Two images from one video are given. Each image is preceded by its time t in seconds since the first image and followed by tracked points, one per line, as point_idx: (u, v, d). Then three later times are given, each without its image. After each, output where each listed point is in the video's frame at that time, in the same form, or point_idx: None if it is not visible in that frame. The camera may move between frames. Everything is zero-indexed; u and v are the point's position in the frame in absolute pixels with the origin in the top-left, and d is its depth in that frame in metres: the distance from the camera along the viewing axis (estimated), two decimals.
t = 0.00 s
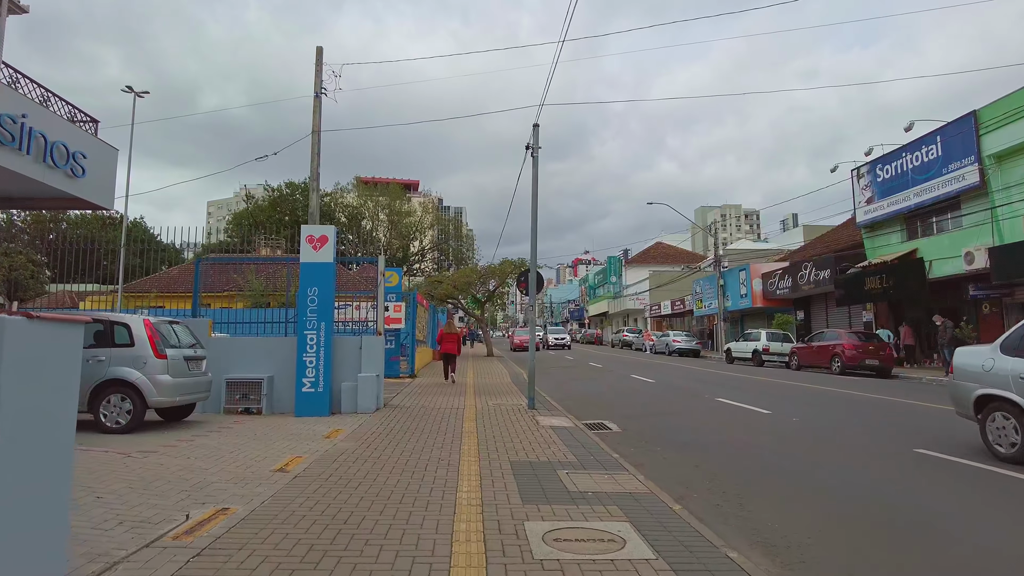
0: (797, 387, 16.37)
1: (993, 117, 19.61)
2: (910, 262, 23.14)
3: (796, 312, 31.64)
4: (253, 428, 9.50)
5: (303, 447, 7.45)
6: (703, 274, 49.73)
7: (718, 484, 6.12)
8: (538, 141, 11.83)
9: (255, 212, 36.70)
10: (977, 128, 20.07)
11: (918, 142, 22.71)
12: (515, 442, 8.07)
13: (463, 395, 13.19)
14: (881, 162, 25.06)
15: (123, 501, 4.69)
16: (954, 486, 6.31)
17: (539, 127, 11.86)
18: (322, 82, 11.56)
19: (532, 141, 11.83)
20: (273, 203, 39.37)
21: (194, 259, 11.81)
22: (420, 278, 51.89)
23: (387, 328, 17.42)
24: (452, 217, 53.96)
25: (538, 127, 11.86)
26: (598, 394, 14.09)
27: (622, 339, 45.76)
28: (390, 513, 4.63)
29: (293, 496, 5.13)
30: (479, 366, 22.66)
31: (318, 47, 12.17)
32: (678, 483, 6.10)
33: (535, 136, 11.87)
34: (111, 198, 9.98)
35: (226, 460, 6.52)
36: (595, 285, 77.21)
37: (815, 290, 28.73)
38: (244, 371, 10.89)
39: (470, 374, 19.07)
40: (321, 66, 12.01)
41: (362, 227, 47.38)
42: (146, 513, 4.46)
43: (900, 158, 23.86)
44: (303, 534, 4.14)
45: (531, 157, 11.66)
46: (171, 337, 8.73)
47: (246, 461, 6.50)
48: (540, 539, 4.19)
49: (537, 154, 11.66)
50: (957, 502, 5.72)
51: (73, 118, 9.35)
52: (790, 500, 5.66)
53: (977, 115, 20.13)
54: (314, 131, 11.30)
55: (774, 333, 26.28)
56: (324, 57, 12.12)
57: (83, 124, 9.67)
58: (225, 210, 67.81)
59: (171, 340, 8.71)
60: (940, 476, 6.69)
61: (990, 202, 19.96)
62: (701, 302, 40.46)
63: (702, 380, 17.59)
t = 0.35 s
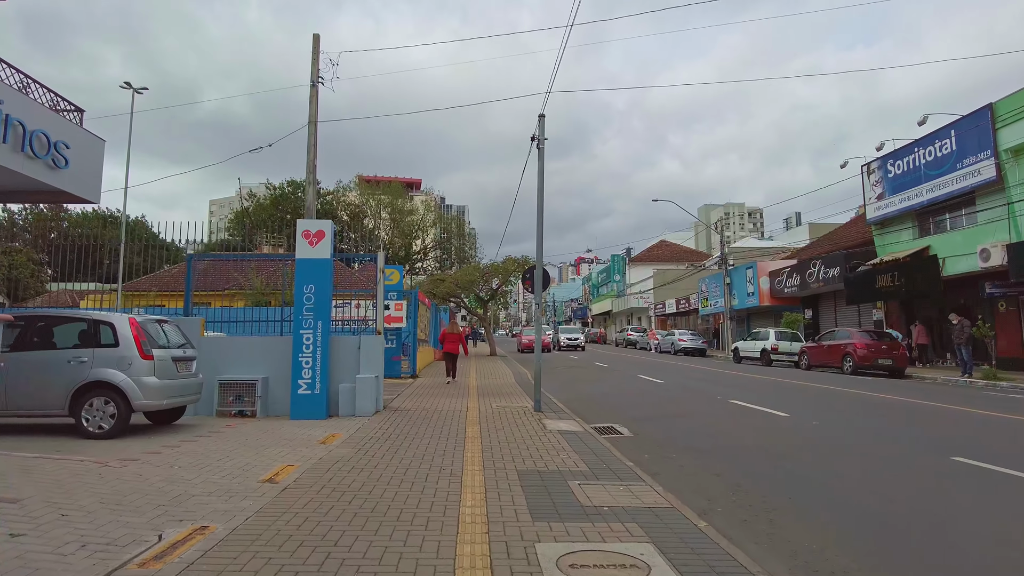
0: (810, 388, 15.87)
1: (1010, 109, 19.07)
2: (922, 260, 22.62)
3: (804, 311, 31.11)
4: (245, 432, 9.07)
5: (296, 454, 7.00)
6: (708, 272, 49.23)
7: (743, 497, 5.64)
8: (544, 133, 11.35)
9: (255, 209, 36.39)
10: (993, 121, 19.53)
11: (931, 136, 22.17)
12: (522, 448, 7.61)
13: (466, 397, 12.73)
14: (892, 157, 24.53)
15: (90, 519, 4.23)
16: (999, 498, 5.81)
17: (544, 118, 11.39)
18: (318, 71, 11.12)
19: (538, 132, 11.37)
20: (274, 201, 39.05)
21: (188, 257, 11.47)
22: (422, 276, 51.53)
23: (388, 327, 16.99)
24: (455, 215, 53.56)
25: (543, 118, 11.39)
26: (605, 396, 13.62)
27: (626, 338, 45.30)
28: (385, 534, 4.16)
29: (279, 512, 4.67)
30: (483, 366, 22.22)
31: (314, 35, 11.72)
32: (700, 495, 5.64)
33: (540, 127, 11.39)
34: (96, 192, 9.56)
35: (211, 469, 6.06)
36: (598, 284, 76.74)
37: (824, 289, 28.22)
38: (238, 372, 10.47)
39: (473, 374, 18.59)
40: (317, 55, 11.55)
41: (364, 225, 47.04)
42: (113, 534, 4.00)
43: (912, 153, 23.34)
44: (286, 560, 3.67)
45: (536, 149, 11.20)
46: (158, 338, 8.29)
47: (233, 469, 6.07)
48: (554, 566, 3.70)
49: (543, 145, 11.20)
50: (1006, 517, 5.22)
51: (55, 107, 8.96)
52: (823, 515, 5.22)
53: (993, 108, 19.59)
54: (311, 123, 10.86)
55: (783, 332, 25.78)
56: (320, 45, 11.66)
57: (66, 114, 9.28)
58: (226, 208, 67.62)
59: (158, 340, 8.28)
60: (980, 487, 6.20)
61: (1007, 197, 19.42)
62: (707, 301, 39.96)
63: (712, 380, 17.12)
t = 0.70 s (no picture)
0: (826, 393, 15.35)
1: None
2: (936, 261, 22.09)
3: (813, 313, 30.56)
4: (238, 442, 8.61)
5: (288, 468, 6.53)
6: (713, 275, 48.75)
7: (774, 518, 5.15)
8: (551, 128, 10.90)
9: (256, 212, 36.06)
10: (1010, 119, 19.02)
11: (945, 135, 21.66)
12: (529, 460, 7.13)
13: (470, 404, 12.24)
14: (904, 156, 24.02)
15: (49, 548, 3.78)
16: None
17: (552, 112, 10.93)
18: (317, 63, 10.69)
19: (545, 127, 10.91)
20: (276, 204, 38.70)
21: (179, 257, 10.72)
22: (425, 280, 51.09)
23: (390, 331, 16.53)
24: (458, 218, 53.15)
25: (550, 112, 10.93)
26: (615, 402, 13.12)
27: (632, 342, 44.80)
28: (381, 568, 3.69)
29: (263, 539, 4.21)
30: (486, 370, 21.74)
31: (312, 27, 11.29)
32: (727, 516, 5.16)
33: (547, 121, 10.93)
34: (82, 190, 9.13)
35: (194, 485, 5.60)
36: (602, 286, 76.36)
37: (834, 291, 27.67)
38: (231, 379, 10.00)
39: (476, 378, 18.08)
40: (315, 47, 11.11)
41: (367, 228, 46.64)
42: (72, 567, 3.54)
43: (926, 153, 22.82)
44: None
45: (544, 145, 10.74)
46: (144, 342, 7.83)
47: (218, 486, 5.59)
48: None
49: (550, 141, 10.75)
50: None
51: (38, 99, 8.54)
52: (867, 538, 4.73)
53: (1010, 105, 19.08)
54: (309, 117, 10.43)
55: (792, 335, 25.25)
56: (318, 37, 11.23)
57: (51, 106, 8.86)
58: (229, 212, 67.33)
59: (144, 345, 7.82)
60: None
61: None
62: (713, 304, 39.44)
63: (723, 386, 16.60)
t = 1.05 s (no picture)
0: (845, 392, 14.82)
1: None
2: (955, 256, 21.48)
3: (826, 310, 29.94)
4: (231, 441, 8.16)
5: (281, 472, 6.06)
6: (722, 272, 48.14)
7: (814, 530, 4.66)
8: (561, 113, 10.38)
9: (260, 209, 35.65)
10: None
11: (964, 126, 21.03)
12: (540, 462, 6.65)
13: (477, 402, 11.74)
14: (921, 149, 23.39)
15: None
16: None
17: (560, 97, 10.41)
18: (314, 46, 10.21)
19: (554, 112, 10.39)
20: (281, 202, 38.29)
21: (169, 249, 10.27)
22: (430, 277, 50.62)
23: (393, 328, 16.07)
24: (463, 216, 52.67)
25: (559, 97, 10.41)
26: (627, 402, 12.60)
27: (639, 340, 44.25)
28: None
29: (245, 555, 3.74)
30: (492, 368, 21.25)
31: (310, 9, 10.81)
32: (762, 528, 4.67)
33: (556, 106, 10.41)
34: (65, 175, 8.77)
35: (178, 490, 5.15)
36: (608, 284, 75.77)
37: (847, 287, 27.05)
38: (226, 377, 9.55)
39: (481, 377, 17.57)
40: (312, 30, 10.63)
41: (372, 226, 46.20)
42: None
43: (944, 145, 22.17)
44: None
45: (554, 130, 10.24)
46: (130, 337, 7.37)
47: (202, 492, 5.13)
48: None
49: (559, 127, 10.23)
50: None
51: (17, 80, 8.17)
52: (921, 552, 4.24)
53: None
54: (306, 103, 9.97)
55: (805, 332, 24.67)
56: (316, 20, 10.75)
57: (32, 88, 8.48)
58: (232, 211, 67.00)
59: (130, 339, 7.35)
60: None
61: None
62: (723, 301, 38.88)
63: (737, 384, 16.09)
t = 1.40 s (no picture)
0: (865, 392, 14.28)
1: None
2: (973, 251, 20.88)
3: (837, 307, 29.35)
4: (223, 444, 7.70)
5: (271, 480, 5.60)
6: (730, 269, 47.50)
7: (860, 550, 4.17)
8: (570, 98, 9.86)
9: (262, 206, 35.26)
10: None
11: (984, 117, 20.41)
12: (551, 469, 6.16)
13: (483, 403, 11.23)
14: (938, 141, 22.77)
15: None
16: None
17: (570, 81, 9.90)
18: (311, 29, 9.72)
19: (563, 97, 9.87)
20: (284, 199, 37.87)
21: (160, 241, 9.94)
22: (434, 274, 50.15)
23: (396, 325, 15.62)
24: (468, 212, 52.18)
25: (569, 82, 9.90)
26: (639, 402, 12.11)
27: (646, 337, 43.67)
28: None
29: None
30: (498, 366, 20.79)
31: None
32: (802, 549, 4.18)
33: (566, 91, 9.90)
34: (46, 165, 8.29)
35: (154, 502, 4.70)
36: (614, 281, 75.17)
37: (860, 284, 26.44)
38: (218, 376, 9.10)
39: (487, 375, 17.10)
40: (310, 13, 10.15)
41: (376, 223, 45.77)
42: None
43: (961, 136, 21.59)
44: None
45: (562, 116, 9.75)
46: (113, 335, 6.92)
47: (181, 504, 4.68)
48: None
49: (569, 113, 9.73)
50: None
51: None
52: None
53: None
54: (302, 88, 9.51)
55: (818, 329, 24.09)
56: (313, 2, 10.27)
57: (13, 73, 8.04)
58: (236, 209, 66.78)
59: (114, 336, 6.90)
60: None
61: None
62: (731, 298, 38.29)
63: (751, 383, 15.58)
